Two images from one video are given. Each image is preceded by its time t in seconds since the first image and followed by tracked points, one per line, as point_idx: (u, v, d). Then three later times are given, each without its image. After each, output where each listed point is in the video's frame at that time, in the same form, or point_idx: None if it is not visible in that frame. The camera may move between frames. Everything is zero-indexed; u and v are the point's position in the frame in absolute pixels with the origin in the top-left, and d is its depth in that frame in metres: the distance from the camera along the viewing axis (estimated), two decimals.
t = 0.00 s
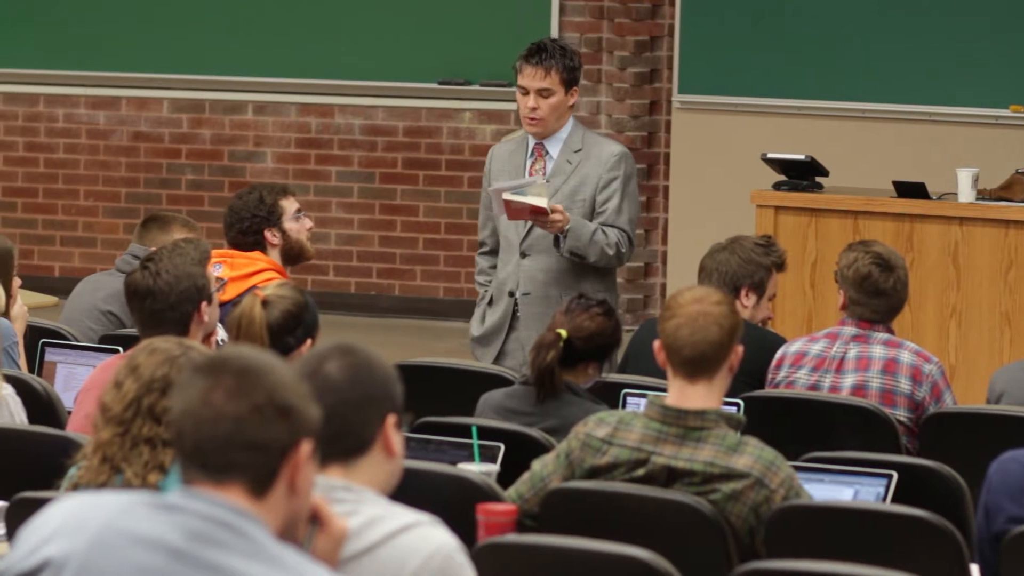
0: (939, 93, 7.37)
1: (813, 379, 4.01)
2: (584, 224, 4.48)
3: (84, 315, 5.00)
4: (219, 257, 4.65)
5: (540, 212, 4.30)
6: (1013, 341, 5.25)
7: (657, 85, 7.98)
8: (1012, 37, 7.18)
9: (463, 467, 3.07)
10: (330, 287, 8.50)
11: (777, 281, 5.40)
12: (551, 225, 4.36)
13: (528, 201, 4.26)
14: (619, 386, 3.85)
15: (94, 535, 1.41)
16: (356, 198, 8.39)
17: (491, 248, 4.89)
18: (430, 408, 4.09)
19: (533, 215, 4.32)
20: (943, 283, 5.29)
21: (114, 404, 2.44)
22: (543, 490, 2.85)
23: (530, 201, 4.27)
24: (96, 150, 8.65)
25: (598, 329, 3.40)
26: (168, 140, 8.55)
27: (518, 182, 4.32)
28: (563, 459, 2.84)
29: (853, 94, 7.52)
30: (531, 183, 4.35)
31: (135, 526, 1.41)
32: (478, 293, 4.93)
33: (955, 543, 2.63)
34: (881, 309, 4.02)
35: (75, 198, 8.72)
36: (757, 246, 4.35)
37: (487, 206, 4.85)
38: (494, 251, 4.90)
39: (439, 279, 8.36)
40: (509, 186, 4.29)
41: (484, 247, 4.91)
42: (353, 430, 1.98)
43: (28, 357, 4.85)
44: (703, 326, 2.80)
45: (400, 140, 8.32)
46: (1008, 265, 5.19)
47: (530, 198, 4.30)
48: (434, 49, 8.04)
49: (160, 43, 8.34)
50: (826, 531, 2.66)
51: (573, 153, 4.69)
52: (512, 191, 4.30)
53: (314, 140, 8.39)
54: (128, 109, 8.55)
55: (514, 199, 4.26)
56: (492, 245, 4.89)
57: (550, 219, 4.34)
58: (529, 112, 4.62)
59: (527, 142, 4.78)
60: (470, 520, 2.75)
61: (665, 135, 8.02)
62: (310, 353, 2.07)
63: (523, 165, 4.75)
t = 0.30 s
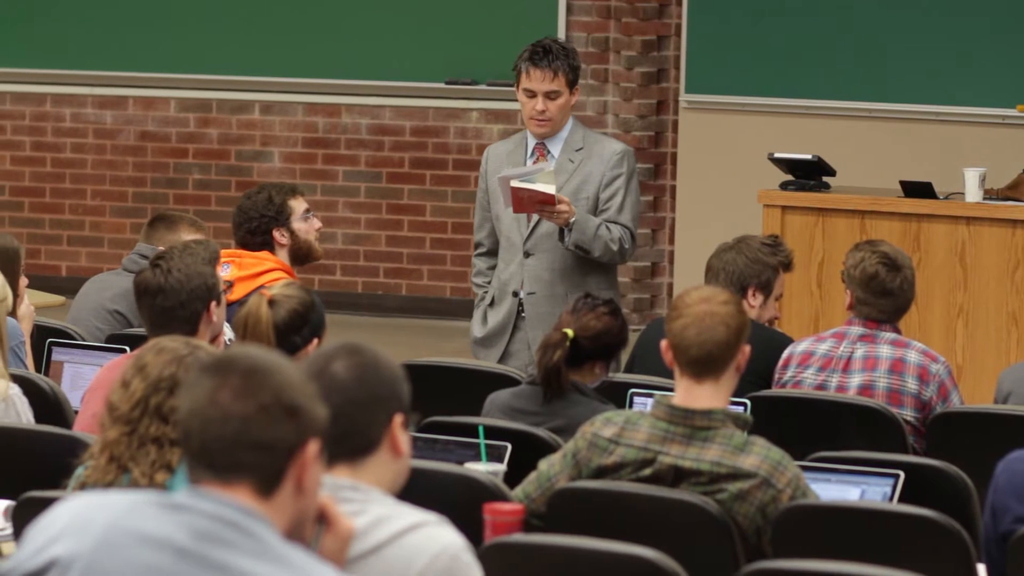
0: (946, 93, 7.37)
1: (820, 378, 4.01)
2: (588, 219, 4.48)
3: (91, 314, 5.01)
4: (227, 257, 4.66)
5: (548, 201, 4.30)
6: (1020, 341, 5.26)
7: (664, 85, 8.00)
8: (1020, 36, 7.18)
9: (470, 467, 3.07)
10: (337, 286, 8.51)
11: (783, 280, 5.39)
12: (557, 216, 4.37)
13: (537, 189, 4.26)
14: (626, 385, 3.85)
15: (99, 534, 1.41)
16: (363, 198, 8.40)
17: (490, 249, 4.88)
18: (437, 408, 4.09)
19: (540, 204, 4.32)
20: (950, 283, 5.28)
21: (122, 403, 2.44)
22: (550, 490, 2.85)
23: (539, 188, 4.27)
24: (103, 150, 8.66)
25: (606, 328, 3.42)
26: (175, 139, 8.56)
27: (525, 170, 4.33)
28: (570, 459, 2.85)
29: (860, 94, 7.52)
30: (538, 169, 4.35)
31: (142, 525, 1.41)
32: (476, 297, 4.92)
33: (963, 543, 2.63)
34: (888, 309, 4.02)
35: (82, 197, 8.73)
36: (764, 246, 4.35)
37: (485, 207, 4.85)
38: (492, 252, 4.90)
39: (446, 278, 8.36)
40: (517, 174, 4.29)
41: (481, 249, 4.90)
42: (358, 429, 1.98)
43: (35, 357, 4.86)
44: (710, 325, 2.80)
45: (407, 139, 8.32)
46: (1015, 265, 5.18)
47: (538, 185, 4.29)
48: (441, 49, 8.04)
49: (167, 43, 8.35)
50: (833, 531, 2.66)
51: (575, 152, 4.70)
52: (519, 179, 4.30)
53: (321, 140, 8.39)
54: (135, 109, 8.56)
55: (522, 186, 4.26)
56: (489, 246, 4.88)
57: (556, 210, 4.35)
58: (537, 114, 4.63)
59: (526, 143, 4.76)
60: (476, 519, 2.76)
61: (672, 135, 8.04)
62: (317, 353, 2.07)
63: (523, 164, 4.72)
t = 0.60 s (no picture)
0: (950, 92, 7.37)
1: (823, 379, 4.00)
2: (592, 218, 4.48)
3: (95, 314, 5.01)
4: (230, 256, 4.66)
5: (553, 199, 4.31)
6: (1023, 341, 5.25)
7: (667, 84, 7.98)
8: None
9: (473, 467, 3.07)
10: (340, 287, 8.51)
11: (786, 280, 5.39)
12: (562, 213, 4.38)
13: (543, 186, 4.27)
14: (629, 385, 3.85)
15: (103, 534, 1.41)
16: (366, 198, 8.40)
17: (490, 250, 4.88)
18: (439, 408, 4.09)
19: (546, 201, 4.34)
20: (953, 283, 5.28)
21: (125, 403, 2.45)
22: (553, 490, 2.85)
23: (544, 186, 4.28)
24: (106, 150, 8.66)
25: (609, 328, 3.40)
26: (178, 139, 8.56)
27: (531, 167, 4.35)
28: (572, 459, 2.85)
29: (863, 94, 7.51)
30: (544, 168, 4.34)
31: (145, 524, 1.42)
32: (477, 297, 4.92)
33: (965, 543, 2.63)
34: (891, 309, 4.02)
35: (85, 197, 8.73)
36: (766, 246, 4.35)
37: (487, 207, 4.85)
38: (493, 252, 4.89)
39: (450, 278, 8.36)
40: (522, 171, 4.31)
41: (482, 249, 4.90)
42: (361, 429, 1.99)
43: (38, 357, 4.86)
44: (712, 325, 2.80)
45: (410, 139, 8.32)
46: (1018, 264, 5.18)
47: (544, 183, 4.31)
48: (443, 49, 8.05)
49: (170, 43, 8.35)
50: (837, 530, 2.65)
51: (578, 152, 4.70)
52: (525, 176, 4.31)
53: (324, 140, 8.40)
54: (138, 108, 8.55)
55: (528, 184, 4.26)
56: (491, 246, 4.88)
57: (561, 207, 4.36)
58: (542, 114, 4.62)
59: (528, 144, 4.77)
60: (479, 519, 2.76)
61: (675, 135, 8.03)
62: (320, 353, 2.07)
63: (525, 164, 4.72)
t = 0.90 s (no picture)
0: (951, 92, 7.36)
1: (823, 379, 4.01)
2: (595, 223, 4.48)
3: (95, 314, 5.01)
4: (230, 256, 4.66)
5: (557, 207, 4.31)
6: None
7: (667, 84, 7.98)
8: None
9: (474, 467, 3.08)
10: (340, 287, 8.51)
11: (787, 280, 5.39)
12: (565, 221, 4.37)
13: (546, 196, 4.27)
14: (629, 386, 3.85)
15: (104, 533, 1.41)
16: (366, 198, 8.40)
17: (488, 250, 4.88)
18: (439, 408, 4.09)
19: (549, 210, 4.32)
20: (954, 283, 5.28)
21: (124, 403, 2.45)
22: (552, 489, 2.86)
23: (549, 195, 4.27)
24: (106, 150, 8.66)
25: (608, 328, 3.41)
26: (178, 139, 8.56)
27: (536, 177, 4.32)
28: (572, 459, 2.85)
29: (863, 94, 7.51)
30: (548, 177, 4.32)
31: (146, 525, 1.42)
32: (475, 298, 4.92)
33: (965, 543, 2.63)
34: (891, 309, 4.02)
35: (86, 197, 8.73)
36: (767, 245, 4.35)
37: (486, 207, 4.85)
38: (491, 253, 4.89)
39: (450, 278, 8.36)
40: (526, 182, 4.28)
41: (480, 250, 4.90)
42: (362, 430, 1.99)
43: (38, 357, 4.87)
44: (712, 326, 2.80)
45: (410, 139, 8.32)
46: (1018, 264, 5.18)
47: (547, 194, 4.29)
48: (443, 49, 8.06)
49: (170, 43, 8.35)
50: (837, 531, 2.66)
51: (579, 154, 4.70)
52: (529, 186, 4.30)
53: (325, 140, 8.39)
54: (138, 108, 8.55)
55: (532, 195, 4.25)
56: (489, 247, 4.88)
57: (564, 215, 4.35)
58: (543, 108, 4.62)
59: (528, 145, 4.76)
60: (479, 519, 2.76)
61: (675, 135, 8.02)
62: (320, 353, 2.08)
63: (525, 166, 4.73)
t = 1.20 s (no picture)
0: (953, 93, 7.36)
1: (824, 379, 4.01)
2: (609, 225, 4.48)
3: (97, 315, 5.01)
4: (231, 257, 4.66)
5: (580, 212, 4.32)
6: None
7: (668, 85, 7.98)
8: None
9: (475, 467, 3.08)
10: (341, 287, 8.51)
11: (788, 281, 5.39)
12: (586, 226, 4.37)
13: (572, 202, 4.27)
14: (630, 386, 3.85)
15: (106, 533, 1.41)
16: (367, 198, 8.40)
17: (488, 251, 4.88)
18: (440, 408, 4.10)
19: (571, 214, 4.33)
20: (954, 283, 5.28)
21: (126, 403, 2.45)
22: (554, 490, 2.86)
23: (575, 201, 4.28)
24: (107, 150, 8.66)
25: (609, 328, 3.41)
26: (179, 139, 8.56)
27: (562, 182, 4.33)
28: (574, 459, 2.85)
29: (864, 94, 7.52)
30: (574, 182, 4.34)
31: (148, 525, 1.42)
32: (473, 299, 4.91)
33: (965, 544, 2.63)
34: (891, 309, 4.02)
35: (87, 197, 8.73)
36: (768, 245, 4.35)
37: (486, 208, 4.85)
38: (489, 254, 4.90)
39: (451, 278, 8.37)
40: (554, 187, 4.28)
41: (479, 250, 4.89)
42: (363, 430, 1.99)
43: (39, 357, 4.87)
44: (714, 326, 2.80)
45: (411, 139, 8.32)
46: (1019, 265, 5.18)
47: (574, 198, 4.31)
48: (444, 50, 8.07)
49: (171, 43, 8.35)
50: (837, 531, 2.66)
51: (581, 154, 4.69)
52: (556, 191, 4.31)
53: (326, 140, 8.40)
54: (139, 109, 8.55)
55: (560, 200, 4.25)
56: (488, 248, 4.88)
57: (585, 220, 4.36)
58: (545, 105, 4.63)
59: (529, 144, 4.76)
60: (480, 519, 2.76)
61: (676, 135, 8.02)
62: (322, 354, 2.08)
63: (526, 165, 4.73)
